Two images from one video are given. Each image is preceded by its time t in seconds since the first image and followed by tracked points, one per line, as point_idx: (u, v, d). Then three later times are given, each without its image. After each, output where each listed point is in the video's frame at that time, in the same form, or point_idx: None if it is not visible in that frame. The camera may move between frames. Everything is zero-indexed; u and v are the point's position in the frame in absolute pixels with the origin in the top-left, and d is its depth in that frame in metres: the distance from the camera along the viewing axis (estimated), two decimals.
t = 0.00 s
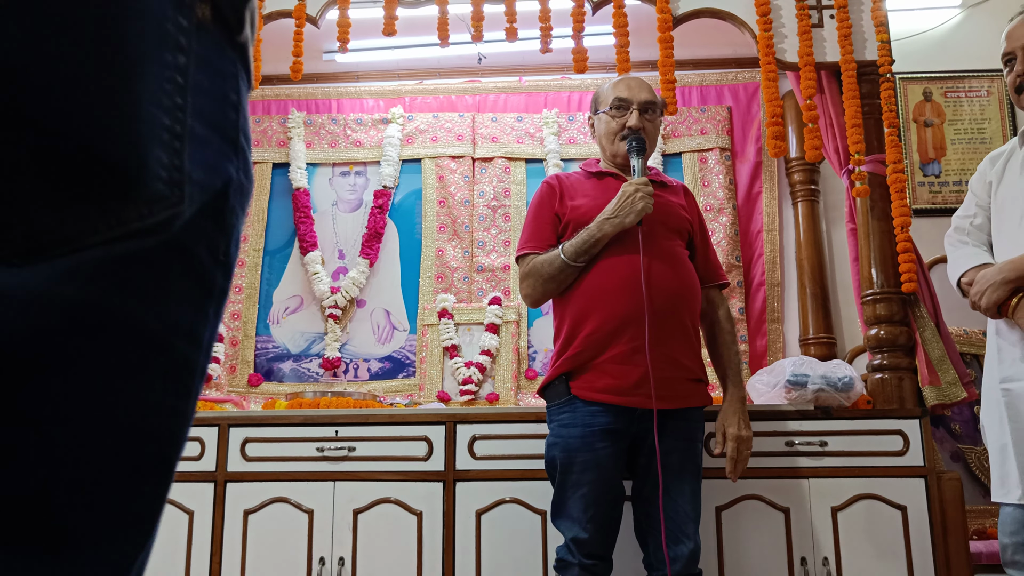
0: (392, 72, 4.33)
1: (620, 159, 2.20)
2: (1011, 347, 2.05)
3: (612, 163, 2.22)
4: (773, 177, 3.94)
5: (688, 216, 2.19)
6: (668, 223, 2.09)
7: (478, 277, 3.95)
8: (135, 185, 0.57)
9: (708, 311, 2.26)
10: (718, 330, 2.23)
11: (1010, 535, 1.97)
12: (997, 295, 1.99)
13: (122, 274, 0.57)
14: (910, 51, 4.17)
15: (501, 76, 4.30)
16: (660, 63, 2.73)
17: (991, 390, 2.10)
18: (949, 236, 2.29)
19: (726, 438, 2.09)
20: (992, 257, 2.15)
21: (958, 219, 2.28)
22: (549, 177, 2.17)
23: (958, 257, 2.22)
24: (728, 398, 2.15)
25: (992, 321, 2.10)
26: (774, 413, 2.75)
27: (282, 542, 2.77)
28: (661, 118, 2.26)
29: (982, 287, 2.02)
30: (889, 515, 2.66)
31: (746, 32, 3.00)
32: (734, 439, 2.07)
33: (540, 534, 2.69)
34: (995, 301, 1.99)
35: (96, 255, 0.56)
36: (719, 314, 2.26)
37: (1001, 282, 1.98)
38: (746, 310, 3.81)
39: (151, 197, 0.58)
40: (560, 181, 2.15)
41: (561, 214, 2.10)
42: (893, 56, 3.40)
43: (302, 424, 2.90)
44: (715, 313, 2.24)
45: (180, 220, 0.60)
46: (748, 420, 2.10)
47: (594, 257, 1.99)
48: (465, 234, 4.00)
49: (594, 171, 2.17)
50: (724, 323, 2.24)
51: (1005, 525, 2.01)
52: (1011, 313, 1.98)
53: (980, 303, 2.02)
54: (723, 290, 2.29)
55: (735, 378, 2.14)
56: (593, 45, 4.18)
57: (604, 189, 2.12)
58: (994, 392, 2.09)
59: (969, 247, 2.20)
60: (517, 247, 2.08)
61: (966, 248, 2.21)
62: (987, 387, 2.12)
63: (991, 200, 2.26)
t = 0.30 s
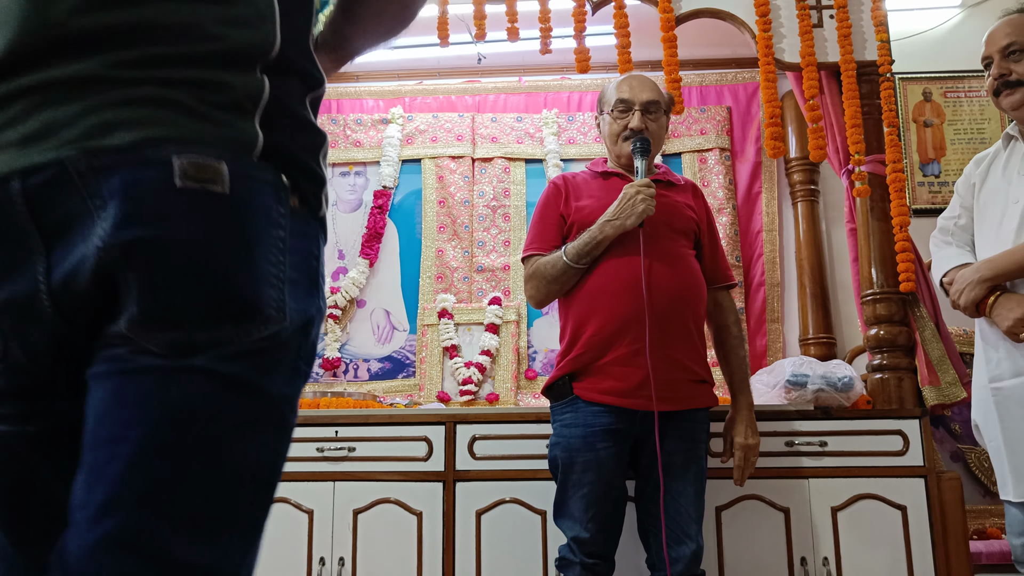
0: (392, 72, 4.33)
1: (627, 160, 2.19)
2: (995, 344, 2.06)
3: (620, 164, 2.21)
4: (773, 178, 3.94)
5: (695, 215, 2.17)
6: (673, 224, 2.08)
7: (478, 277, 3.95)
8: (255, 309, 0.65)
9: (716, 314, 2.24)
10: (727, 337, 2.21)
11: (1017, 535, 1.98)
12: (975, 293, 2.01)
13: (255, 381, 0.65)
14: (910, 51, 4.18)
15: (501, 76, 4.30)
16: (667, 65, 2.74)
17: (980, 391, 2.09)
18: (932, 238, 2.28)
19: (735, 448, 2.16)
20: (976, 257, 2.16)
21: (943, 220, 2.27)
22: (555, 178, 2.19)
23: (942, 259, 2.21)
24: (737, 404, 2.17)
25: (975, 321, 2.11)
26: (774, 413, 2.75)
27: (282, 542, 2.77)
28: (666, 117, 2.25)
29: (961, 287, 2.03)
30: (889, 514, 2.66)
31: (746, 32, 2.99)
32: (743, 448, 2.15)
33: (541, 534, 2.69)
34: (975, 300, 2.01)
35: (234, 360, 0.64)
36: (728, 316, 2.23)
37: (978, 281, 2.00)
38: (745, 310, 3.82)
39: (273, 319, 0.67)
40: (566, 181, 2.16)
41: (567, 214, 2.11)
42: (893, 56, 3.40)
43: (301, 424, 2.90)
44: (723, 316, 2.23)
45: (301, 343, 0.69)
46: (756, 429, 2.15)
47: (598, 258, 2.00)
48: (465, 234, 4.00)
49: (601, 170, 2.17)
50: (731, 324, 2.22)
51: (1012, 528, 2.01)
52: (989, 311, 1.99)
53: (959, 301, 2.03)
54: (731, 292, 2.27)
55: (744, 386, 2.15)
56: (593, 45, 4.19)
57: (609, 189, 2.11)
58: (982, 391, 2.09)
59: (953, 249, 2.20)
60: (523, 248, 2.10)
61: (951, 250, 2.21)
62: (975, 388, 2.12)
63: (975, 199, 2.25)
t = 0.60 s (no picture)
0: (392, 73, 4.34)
1: (639, 159, 2.20)
2: (986, 346, 2.03)
3: (633, 163, 2.22)
4: (773, 177, 3.94)
5: (708, 214, 2.16)
6: (687, 223, 2.08)
7: (478, 277, 3.95)
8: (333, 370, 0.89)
9: (730, 309, 2.22)
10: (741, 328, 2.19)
11: (1011, 536, 1.95)
12: (960, 294, 2.00)
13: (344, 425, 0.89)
14: (910, 51, 4.18)
15: (501, 76, 4.30)
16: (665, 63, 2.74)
17: (970, 392, 2.07)
18: (923, 241, 2.26)
19: (754, 437, 2.06)
20: (963, 260, 2.14)
21: (933, 223, 2.24)
22: (568, 177, 2.19)
23: (932, 262, 2.18)
24: (752, 396, 2.11)
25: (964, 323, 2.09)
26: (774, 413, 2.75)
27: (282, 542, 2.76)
28: (682, 117, 2.24)
29: (947, 288, 2.03)
30: (889, 514, 2.66)
31: (746, 32, 3.00)
32: (762, 438, 2.05)
33: (541, 534, 2.69)
34: (960, 301, 2.00)
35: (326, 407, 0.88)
36: (743, 312, 2.21)
37: (962, 282, 1.99)
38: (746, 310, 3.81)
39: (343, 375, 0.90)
40: (579, 180, 2.18)
41: (580, 214, 2.12)
42: (892, 56, 3.40)
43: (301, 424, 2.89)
44: (736, 312, 2.21)
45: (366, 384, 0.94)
46: (774, 418, 2.08)
47: (611, 258, 2.00)
48: (465, 234, 4.01)
49: (614, 169, 2.18)
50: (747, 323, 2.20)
51: (1005, 527, 1.98)
52: (974, 312, 1.98)
53: (944, 303, 2.03)
54: (745, 288, 2.26)
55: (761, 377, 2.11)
56: (593, 45, 4.19)
57: (622, 188, 2.12)
58: (973, 393, 2.06)
59: (941, 252, 2.18)
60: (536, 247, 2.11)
61: (938, 252, 2.19)
62: (965, 391, 2.09)
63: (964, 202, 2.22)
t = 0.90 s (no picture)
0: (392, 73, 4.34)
1: (652, 155, 2.12)
2: (976, 345, 2.03)
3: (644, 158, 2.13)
4: (773, 178, 3.95)
5: (724, 213, 2.07)
6: (703, 222, 1.99)
7: (477, 276, 3.96)
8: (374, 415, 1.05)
9: (743, 309, 2.13)
10: (752, 329, 2.11)
11: (1006, 535, 1.93)
12: (950, 293, 1.99)
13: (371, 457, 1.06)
14: (909, 51, 4.18)
15: (501, 76, 4.31)
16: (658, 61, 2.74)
17: (962, 392, 2.06)
18: (917, 240, 2.25)
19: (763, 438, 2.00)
20: (956, 259, 2.13)
21: (928, 222, 2.23)
22: (580, 170, 2.11)
23: (924, 261, 2.18)
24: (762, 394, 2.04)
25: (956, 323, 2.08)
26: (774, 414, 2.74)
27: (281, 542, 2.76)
28: (694, 109, 2.16)
29: (937, 287, 2.03)
30: (889, 514, 2.66)
31: (746, 32, 3.00)
32: (771, 438, 1.99)
33: (541, 534, 2.69)
34: (950, 300, 2.00)
35: (366, 443, 1.05)
36: (756, 312, 2.12)
37: (953, 281, 1.99)
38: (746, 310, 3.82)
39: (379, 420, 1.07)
40: (591, 174, 2.09)
41: (591, 209, 2.03)
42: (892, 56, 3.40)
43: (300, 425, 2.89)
44: (750, 312, 2.11)
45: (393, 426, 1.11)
46: (784, 419, 2.01)
47: (623, 257, 1.91)
48: (465, 234, 4.01)
49: (627, 164, 2.09)
50: (759, 325, 2.11)
51: (999, 526, 1.96)
52: (963, 311, 1.98)
53: (935, 302, 2.03)
54: (759, 286, 2.16)
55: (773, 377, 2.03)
56: (593, 45, 4.19)
57: (635, 185, 2.03)
58: (966, 391, 2.05)
59: (934, 251, 2.18)
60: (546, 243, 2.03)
61: (932, 251, 2.18)
62: (958, 390, 2.09)
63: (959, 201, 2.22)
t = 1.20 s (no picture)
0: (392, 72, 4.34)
1: (649, 148, 2.11)
2: (972, 344, 2.03)
3: (640, 151, 2.13)
4: (773, 178, 3.94)
5: (723, 208, 2.07)
6: (705, 217, 1.98)
7: (477, 276, 3.96)
8: (396, 414, 1.20)
9: (743, 306, 2.13)
10: (754, 326, 2.11)
11: (1005, 534, 1.92)
12: (946, 293, 2.00)
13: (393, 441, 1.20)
14: (909, 51, 4.18)
15: (501, 76, 4.31)
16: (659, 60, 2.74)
17: (958, 391, 2.06)
18: (915, 240, 2.25)
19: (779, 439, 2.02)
20: (953, 259, 2.13)
21: (926, 222, 2.23)
22: (576, 166, 2.08)
23: (921, 261, 2.19)
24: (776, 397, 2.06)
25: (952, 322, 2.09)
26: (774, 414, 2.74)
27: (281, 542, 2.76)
28: (689, 103, 2.17)
29: (933, 287, 2.03)
30: (889, 514, 2.66)
31: (746, 32, 2.99)
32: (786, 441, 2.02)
33: (540, 533, 2.69)
34: (946, 301, 2.00)
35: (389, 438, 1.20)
36: (755, 308, 2.13)
37: (948, 281, 1.99)
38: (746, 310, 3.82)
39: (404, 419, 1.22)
40: (588, 169, 2.06)
41: (590, 206, 2.01)
42: (892, 56, 3.40)
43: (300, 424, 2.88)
44: (749, 309, 2.12)
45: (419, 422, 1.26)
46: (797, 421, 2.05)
47: (626, 254, 1.89)
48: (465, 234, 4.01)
49: (624, 160, 2.07)
50: (760, 322, 2.12)
51: (997, 525, 1.96)
52: (959, 311, 1.98)
53: (931, 301, 2.03)
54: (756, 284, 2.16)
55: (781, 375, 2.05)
56: (592, 45, 4.19)
57: (635, 180, 2.02)
58: (961, 391, 2.06)
59: (931, 251, 2.18)
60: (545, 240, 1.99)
61: (929, 251, 2.19)
62: (954, 390, 2.09)
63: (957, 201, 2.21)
